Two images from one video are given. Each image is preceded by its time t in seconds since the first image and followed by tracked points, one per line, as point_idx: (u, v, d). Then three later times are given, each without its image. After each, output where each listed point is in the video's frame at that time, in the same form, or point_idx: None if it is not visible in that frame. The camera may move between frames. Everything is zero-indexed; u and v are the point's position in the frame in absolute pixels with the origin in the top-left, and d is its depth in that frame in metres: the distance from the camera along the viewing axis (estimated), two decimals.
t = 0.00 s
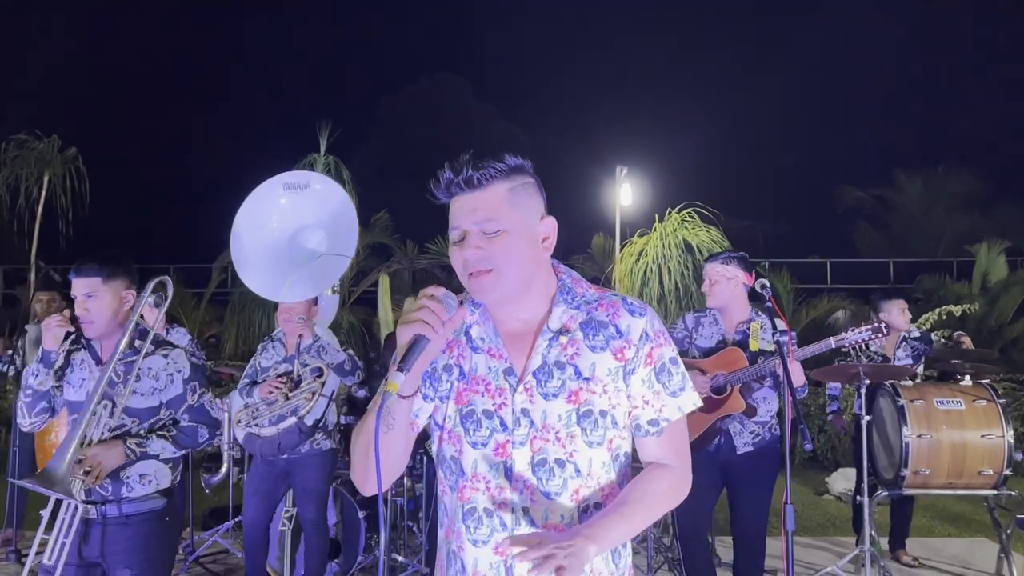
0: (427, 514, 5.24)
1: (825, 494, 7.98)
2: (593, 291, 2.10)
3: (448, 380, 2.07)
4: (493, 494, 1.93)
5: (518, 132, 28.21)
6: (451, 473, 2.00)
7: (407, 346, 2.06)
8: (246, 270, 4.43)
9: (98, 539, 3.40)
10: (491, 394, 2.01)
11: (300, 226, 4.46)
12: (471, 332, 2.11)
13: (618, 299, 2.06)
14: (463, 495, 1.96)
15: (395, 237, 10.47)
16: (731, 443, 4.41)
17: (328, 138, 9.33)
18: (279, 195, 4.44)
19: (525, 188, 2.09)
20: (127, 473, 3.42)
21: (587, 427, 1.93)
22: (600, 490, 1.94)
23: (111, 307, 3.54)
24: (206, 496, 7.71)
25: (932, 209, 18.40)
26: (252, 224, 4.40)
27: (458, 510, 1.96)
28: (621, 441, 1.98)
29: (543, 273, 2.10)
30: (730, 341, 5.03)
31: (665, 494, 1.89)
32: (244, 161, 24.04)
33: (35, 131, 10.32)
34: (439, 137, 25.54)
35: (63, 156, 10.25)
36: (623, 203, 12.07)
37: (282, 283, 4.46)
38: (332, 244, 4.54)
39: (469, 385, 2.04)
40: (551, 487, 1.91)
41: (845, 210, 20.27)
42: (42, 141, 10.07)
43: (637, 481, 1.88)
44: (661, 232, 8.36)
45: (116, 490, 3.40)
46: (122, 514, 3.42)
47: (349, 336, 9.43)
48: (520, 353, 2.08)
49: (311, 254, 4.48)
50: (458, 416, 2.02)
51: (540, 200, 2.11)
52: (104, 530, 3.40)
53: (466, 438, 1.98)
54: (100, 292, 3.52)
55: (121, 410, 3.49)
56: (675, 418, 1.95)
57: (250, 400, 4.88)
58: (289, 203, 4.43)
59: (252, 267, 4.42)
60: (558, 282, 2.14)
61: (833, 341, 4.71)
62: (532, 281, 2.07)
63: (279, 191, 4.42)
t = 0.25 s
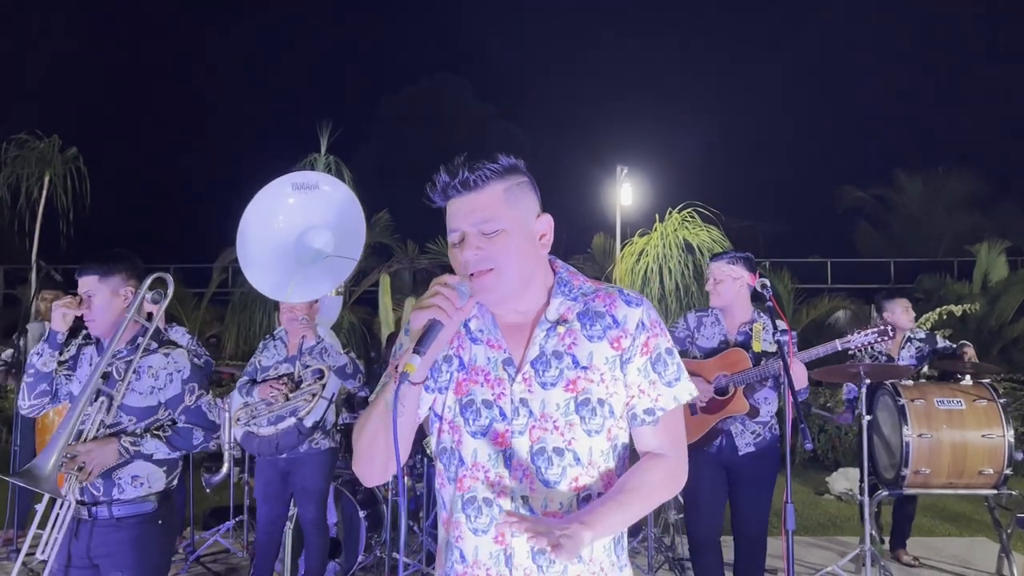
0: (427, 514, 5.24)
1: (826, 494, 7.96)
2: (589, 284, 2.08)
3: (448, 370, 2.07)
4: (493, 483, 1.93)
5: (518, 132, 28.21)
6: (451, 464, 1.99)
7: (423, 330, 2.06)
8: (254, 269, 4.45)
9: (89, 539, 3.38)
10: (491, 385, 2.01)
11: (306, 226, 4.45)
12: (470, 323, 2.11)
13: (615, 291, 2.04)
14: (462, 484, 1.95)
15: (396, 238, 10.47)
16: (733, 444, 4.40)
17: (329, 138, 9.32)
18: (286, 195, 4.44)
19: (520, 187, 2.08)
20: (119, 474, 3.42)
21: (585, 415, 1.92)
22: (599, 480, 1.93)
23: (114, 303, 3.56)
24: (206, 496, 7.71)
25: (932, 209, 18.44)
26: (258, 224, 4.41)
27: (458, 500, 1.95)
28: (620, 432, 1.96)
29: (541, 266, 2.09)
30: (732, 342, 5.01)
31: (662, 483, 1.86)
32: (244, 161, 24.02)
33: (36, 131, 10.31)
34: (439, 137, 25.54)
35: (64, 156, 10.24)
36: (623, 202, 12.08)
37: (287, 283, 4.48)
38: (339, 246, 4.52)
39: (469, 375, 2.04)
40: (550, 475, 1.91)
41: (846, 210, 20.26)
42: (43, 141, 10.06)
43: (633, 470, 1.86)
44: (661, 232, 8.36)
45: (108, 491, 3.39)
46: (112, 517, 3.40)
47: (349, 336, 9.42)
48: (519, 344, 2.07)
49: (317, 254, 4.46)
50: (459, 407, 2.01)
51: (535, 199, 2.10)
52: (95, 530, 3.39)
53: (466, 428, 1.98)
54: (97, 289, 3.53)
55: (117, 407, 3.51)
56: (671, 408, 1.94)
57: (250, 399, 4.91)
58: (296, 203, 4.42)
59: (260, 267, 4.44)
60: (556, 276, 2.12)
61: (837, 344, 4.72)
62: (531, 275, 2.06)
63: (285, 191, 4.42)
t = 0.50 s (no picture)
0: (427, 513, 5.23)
1: (827, 494, 7.96)
2: (584, 287, 2.04)
3: (445, 373, 2.03)
4: (490, 487, 1.90)
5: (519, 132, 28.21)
6: (449, 468, 1.95)
7: (427, 326, 1.97)
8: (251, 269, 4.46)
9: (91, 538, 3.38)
10: (487, 389, 1.96)
11: (302, 225, 4.46)
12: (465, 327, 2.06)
13: (609, 293, 2.00)
14: (461, 488, 1.91)
15: (396, 237, 10.47)
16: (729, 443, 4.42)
17: (329, 138, 9.31)
18: (282, 193, 4.45)
19: (508, 193, 2.03)
20: (122, 472, 3.42)
21: (582, 419, 1.89)
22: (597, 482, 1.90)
23: (117, 302, 3.58)
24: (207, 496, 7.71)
25: (932, 209, 18.48)
26: (255, 223, 4.41)
27: (457, 504, 1.92)
28: (617, 433, 1.93)
29: (534, 269, 2.05)
30: (728, 343, 4.99)
31: (658, 484, 1.84)
32: (244, 161, 24.01)
33: (37, 130, 10.30)
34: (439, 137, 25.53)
35: (64, 156, 10.23)
36: (624, 202, 12.07)
37: (286, 283, 4.49)
38: (336, 244, 4.53)
39: (465, 379, 2.00)
40: (547, 479, 1.89)
41: (846, 210, 20.25)
42: (43, 140, 10.05)
43: (630, 471, 1.84)
44: (662, 231, 8.34)
45: (110, 489, 3.39)
46: (115, 515, 3.39)
47: (350, 336, 9.41)
48: (515, 347, 2.03)
49: (314, 253, 4.48)
50: (455, 411, 1.97)
51: (524, 204, 2.05)
52: (99, 528, 3.38)
53: (462, 432, 1.94)
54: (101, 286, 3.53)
55: (120, 406, 3.51)
56: (666, 410, 1.91)
57: (249, 400, 4.90)
58: (292, 202, 4.44)
59: (257, 266, 4.45)
60: (550, 280, 2.08)
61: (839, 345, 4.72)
62: (523, 279, 2.03)
63: (282, 189, 4.42)
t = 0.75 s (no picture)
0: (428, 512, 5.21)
1: (828, 493, 7.96)
2: (582, 286, 2.03)
3: (443, 374, 2.02)
4: (489, 486, 1.88)
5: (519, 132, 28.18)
6: (447, 467, 1.94)
7: (425, 321, 1.96)
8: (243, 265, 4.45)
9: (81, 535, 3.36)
10: (485, 389, 1.95)
11: (295, 222, 4.47)
12: (463, 329, 2.04)
13: (607, 292, 2.00)
14: (458, 489, 1.90)
15: (397, 237, 10.47)
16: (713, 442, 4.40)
17: (329, 137, 9.29)
18: (277, 190, 4.46)
19: (500, 189, 2.02)
20: (113, 469, 3.39)
21: (581, 419, 1.88)
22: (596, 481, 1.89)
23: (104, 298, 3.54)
24: (208, 495, 7.71)
25: (933, 209, 18.51)
26: (247, 219, 4.41)
27: (454, 504, 1.90)
28: (616, 432, 1.92)
29: (531, 267, 2.04)
30: (708, 340, 5.00)
31: (659, 479, 1.83)
32: (245, 160, 23.99)
33: (37, 130, 10.29)
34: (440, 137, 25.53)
35: (64, 155, 10.22)
36: (624, 202, 12.07)
37: (277, 281, 4.49)
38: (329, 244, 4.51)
39: (464, 380, 1.98)
40: (546, 480, 1.88)
41: (847, 210, 20.24)
42: (44, 140, 10.04)
43: (630, 466, 1.83)
44: (663, 230, 8.33)
45: (100, 488, 3.36)
46: (108, 511, 3.38)
47: (350, 335, 9.41)
48: (512, 347, 2.02)
49: (306, 252, 4.48)
50: (453, 411, 1.96)
51: (518, 200, 2.04)
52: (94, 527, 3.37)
53: (461, 432, 1.93)
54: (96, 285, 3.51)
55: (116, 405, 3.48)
56: (665, 407, 1.90)
57: (240, 398, 4.91)
58: (285, 198, 4.44)
59: (248, 265, 4.45)
60: (547, 279, 2.07)
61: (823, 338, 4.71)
62: (518, 278, 2.01)
63: (276, 186, 4.43)
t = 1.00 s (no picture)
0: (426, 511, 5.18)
1: (829, 493, 7.96)
2: (582, 280, 2.01)
3: (444, 372, 2.00)
4: (493, 485, 1.87)
5: (520, 131, 28.15)
6: (451, 466, 1.93)
7: (413, 307, 1.97)
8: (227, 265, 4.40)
9: (63, 533, 3.35)
10: (487, 386, 1.94)
11: (279, 222, 4.46)
12: (463, 327, 2.02)
13: (607, 286, 1.99)
14: (463, 487, 1.89)
15: (397, 236, 10.45)
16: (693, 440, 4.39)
17: (329, 136, 9.26)
18: (261, 190, 4.46)
19: (493, 183, 2.02)
20: (97, 465, 3.40)
21: (585, 415, 1.87)
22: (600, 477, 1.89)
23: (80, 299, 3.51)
24: (208, 494, 7.71)
25: (934, 208, 18.50)
26: (231, 218, 4.37)
27: (458, 502, 1.89)
28: (619, 426, 1.92)
29: (529, 261, 2.03)
30: (684, 341, 4.91)
31: (664, 474, 1.84)
32: (245, 160, 23.97)
33: (38, 129, 10.28)
34: (441, 137, 25.51)
35: (65, 154, 10.21)
36: (626, 201, 12.06)
37: (262, 281, 4.45)
38: (314, 244, 4.54)
39: (465, 378, 1.96)
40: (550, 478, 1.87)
41: (848, 209, 20.22)
42: (44, 139, 10.03)
43: (634, 459, 1.82)
44: (664, 230, 8.31)
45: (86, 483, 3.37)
46: (90, 507, 3.40)
47: (351, 335, 9.41)
48: (513, 344, 2.00)
49: (291, 251, 4.47)
50: (456, 409, 1.94)
51: (512, 193, 2.03)
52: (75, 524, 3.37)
53: (464, 431, 1.91)
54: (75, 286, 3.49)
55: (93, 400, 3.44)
56: (670, 400, 1.90)
57: (228, 397, 4.92)
58: (270, 198, 4.44)
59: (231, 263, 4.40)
60: (546, 273, 2.05)
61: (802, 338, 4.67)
62: (515, 271, 2.00)
63: (261, 185, 4.43)
